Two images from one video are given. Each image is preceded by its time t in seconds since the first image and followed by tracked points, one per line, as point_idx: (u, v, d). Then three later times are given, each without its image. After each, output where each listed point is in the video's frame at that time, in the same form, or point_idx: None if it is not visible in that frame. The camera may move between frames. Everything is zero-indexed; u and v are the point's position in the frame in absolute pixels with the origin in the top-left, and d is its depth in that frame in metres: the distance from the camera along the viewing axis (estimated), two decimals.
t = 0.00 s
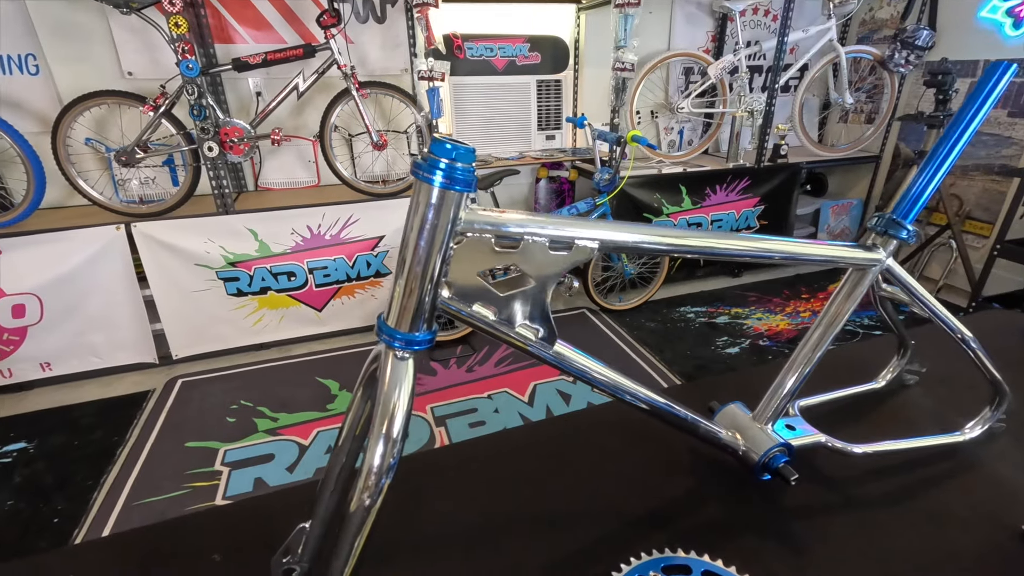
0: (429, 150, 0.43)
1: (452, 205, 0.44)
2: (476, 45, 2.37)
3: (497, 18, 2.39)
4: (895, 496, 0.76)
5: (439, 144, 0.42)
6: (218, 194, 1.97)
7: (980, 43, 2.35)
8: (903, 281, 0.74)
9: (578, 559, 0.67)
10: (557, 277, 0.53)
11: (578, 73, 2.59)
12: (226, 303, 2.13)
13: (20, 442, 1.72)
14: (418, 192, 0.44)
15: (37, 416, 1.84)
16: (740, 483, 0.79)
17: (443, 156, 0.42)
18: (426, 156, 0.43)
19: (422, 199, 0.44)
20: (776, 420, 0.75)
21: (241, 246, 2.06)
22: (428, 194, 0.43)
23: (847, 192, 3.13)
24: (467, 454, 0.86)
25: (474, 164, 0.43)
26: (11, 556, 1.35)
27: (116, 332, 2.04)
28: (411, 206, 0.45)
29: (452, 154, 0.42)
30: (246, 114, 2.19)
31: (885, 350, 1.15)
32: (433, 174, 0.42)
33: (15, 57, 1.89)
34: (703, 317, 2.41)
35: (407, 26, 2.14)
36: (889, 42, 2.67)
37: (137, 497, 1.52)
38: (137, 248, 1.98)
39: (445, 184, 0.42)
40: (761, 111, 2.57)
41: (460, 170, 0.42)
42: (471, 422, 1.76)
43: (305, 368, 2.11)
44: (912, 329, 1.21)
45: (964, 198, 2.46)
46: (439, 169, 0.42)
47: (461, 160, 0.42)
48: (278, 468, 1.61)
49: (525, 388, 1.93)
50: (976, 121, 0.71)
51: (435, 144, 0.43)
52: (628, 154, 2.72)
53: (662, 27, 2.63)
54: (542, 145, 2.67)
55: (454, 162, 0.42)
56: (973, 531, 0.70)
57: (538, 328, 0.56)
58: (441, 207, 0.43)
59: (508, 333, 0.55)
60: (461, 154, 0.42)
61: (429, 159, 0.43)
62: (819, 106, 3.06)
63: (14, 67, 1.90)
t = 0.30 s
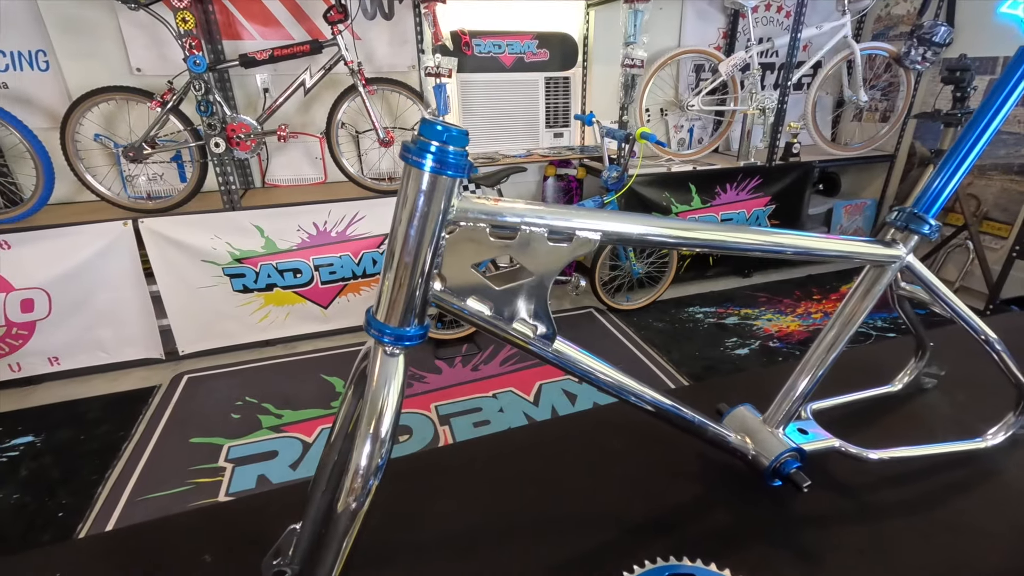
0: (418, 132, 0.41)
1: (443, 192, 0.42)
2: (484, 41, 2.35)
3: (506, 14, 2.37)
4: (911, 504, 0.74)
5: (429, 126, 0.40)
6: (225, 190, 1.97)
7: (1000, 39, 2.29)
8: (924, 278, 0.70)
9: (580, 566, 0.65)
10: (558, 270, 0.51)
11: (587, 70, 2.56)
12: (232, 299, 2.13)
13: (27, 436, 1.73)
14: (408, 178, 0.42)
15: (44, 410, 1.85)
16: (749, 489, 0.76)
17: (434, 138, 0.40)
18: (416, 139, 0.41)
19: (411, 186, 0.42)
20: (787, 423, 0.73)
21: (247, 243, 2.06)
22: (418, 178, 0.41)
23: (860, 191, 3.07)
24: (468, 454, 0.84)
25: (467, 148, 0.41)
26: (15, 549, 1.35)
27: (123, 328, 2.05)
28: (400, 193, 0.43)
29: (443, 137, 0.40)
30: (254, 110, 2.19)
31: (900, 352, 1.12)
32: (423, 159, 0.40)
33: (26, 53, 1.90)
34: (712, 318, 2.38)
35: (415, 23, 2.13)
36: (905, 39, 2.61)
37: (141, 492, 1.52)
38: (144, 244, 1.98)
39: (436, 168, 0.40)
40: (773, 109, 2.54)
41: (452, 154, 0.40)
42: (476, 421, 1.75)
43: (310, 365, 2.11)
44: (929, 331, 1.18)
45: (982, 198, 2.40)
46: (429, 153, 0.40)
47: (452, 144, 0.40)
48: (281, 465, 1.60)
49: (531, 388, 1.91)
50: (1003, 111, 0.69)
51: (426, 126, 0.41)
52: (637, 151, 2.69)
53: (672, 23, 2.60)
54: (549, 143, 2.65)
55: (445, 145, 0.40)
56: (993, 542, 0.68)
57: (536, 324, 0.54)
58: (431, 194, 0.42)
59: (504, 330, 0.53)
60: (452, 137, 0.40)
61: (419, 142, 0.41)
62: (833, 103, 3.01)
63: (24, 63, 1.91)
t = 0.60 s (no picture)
0: (425, 136, 0.41)
1: (450, 197, 0.41)
2: (492, 41, 2.34)
3: (515, 13, 2.36)
4: (927, 517, 0.72)
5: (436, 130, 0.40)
6: (234, 189, 1.98)
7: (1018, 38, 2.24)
8: (943, 285, 0.69)
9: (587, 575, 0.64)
10: (566, 277, 0.50)
11: (596, 69, 2.55)
12: (240, 298, 2.13)
13: (38, 433, 1.75)
14: (414, 184, 0.41)
15: (55, 407, 1.87)
16: (760, 499, 0.75)
17: (441, 143, 0.40)
18: (423, 144, 0.40)
19: (417, 191, 0.41)
20: (801, 433, 0.71)
21: (256, 242, 2.06)
22: (425, 184, 0.41)
23: (873, 193, 3.03)
24: (475, 458, 0.83)
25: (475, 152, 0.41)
26: (25, 546, 1.37)
27: (133, 325, 2.07)
28: (406, 198, 0.42)
29: (450, 142, 0.40)
30: (263, 109, 2.20)
31: (915, 359, 1.10)
32: (430, 164, 0.40)
33: (39, 53, 1.91)
34: (721, 320, 2.36)
35: (423, 22, 2.13)
36: (920, 38, 2.57)
37: (150, 490, 1.52)
38: (154, 243, 2.00)
39: (442, 174, 0.40)
40: (785, 109, 2.51)
41: (459, 160, 0.40)
42: (482, 423, 1.74)
43: (317, 364, 2.11)
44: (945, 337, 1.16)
45: (998, 199, 2.35)
46: (436, 159, 0.40)
47: (460, 149, 0.40)
48: (288, 465, 1.61)
49: (538, 389, 1.91)
50: None
51: (433, 131, 0.41)
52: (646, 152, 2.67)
53: (682, 23, 2.57)
54: (558, 143, 2.64)
55: (452, 150, 0.40)
56: (1012, 558, 0.66)
57: (544, 331, 0.53)
58: (438, 200, 0.41)
59: (511, 338, 0.53)
60: (459, 142, 0.39)
61: (426, 147, 0.40)
62: (845, 103, 2.97)
63: (37, 63, 1.92)
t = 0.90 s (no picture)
0: (428, 165, 0.42)
1: (453, 224, 0.42)
2: (501, 44, 2.34)
3: (524, 17, 2.36)
4: (932, 535, 0.72)
5: (440, 160, 0.41)
6: (244, 192, 2.00)
7: None
8: (948, 304, 0.69)
9: None
10: (567, 297, 0.51)
11: (605, 72, 2.54)
12: (250, 299, 2.16)
13: (52, 431, 1.78)
14: (418, 211, 0.43)
15: (68, 406, 1.90)
16: (763, 515, 0.75)
17: (444, 172, 0.41)
18: (426, 172, 0.42)
19: (421, 218, 0.42)
20: (803, 449, 0.72)
21: (265, 244, 2.08)
22: (428, 212, 0.42)
23: (884, 196, 3.00)
24: (479, 468, 0.85)
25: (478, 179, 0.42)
26: (38, 542, 1.39)
27: (145, 326, 2.09)
28: (410, 224, 0.43)
29: (453, 171, 0.41)
30: (273, 112, 2.22)
31: (923, 372, 1.09)
32: (434, 193, 0.41)
33: (55, 57, 1.95)
34: (728, 324, 2.35)
35: (432, 26, 2.14)
36: (933, 40, 2.55)
37: (160, 489, 1.55)
38: (165, 244, 2.02)
39: (445, 203, 0.41)
40: (795, 112, 2.49)
41: (462, 188, 0.41)
42: (488, 426, 1.75)
43: (325, 365, 2.13)
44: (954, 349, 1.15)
45: (1013, 205, 2.32)
46: (439, 188, 0.41)
47: (462, 178, 0.41)
48: (296, 466, 1.62)
49: (543, 393, 1.91)
50: None
51: (436, 159, 0.42)
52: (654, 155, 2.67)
53: (692, 25, 2.57)
54: (566, 145, 2.64)
55: (455, 179, 0.41)
56: None
57: (545, 352, 0.54)
58: (441, 226, 0.42)
59: (513, 357, 0.54)
60: (462, 171, 0.41)
61: (429, 175, 0.42)
62: (857, 106, 2.94)
63: (53, 67, 1.96)
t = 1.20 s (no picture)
0: (416, 174, 0.42)
1: (441, 234, 0.42)
2: (508, 44, 2.34)
3: (531, 17, 2.36)
4: (939, 551, 0.70)
5: (427, 169, 0.41)
6: (251, 191, 2.01)
7: None
8: (956, 314, 0.67)
9: None
10: (561, 307, 0.51)
11: (612, 72, 2.53)
12: (256, 299, 2.17)
13: (60, 428, 1.79)
14: (406, 220, 0.42)
15: (76, 403, 1.92)
16: (764, 527, 0.74)
17: (432, 181, 0.40)
18: (414, 181, 0.41)
19: (408, 227, 0.42)
20: (806, 460, 0.71)
21: (272, 244, 2.09)
22: (416, 221, 0.42)
23: (895, 198, 2.96)
24: (476, 474, 0.85)
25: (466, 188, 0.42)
26: (45, 539, 1.40)
27: (152, 324, 2.11)
28: (399, 233, 0.43)
29: (441, 180, 0.40)
30: (280, 112, 2.22)
31: (932, 381, 1.07)
32: (421, 203, 0.41)
33: (66, 58, 1.97)
34: (736, 327, 2.33)
35: (439, 26, 2.14)
36: (947, 40, 2.51)
37: (164, 487, 1.56)
38: (173, 244, 2.04)
39: (432, 213, 0.41)
40: (805, 113, 2.47)
41: (449, 198, 0.40)
42: (491, 428, 1.74)
43: (330, 365, 2.13)
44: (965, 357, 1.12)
45: None
46: (426, 198, 0.41)
47: (450, 187, 0.40)
48: (299, 466, 1.63)
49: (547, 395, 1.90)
50: None
51: (425, 168, 0.41)
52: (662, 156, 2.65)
53: (700, 26, 2.55)
54: (572, 146, 2.63)
55: (443, 189, 0.40)
56: None
57: (538, 363, 0.55)
58: (428, 235, 0.42)
59: (506, 369, 0.54)
60: (450, 180, 0.40)
61: (417, 184, 0.41)
62: (868, 107, 2.90)
63: (64, 67, 1.98)
